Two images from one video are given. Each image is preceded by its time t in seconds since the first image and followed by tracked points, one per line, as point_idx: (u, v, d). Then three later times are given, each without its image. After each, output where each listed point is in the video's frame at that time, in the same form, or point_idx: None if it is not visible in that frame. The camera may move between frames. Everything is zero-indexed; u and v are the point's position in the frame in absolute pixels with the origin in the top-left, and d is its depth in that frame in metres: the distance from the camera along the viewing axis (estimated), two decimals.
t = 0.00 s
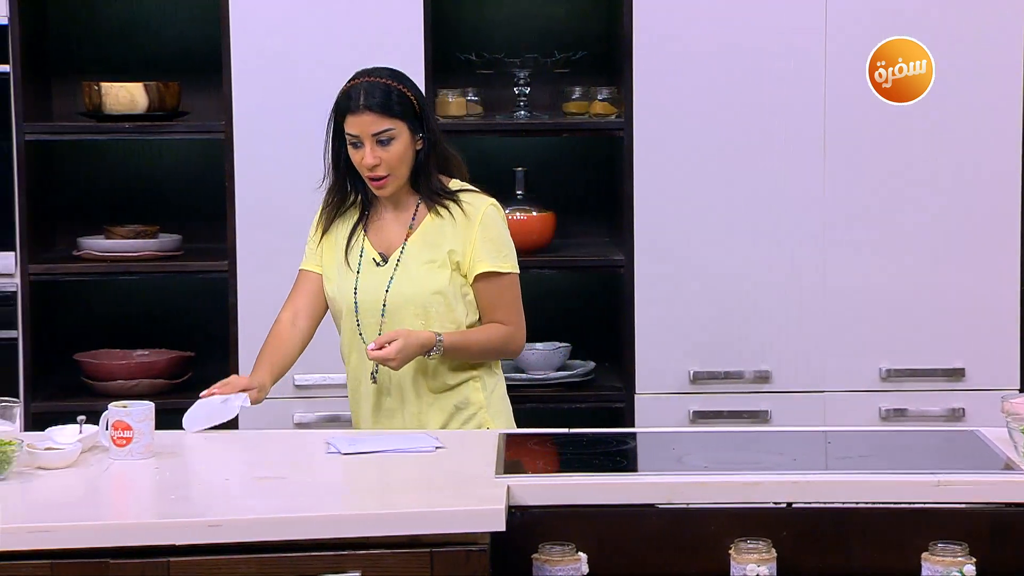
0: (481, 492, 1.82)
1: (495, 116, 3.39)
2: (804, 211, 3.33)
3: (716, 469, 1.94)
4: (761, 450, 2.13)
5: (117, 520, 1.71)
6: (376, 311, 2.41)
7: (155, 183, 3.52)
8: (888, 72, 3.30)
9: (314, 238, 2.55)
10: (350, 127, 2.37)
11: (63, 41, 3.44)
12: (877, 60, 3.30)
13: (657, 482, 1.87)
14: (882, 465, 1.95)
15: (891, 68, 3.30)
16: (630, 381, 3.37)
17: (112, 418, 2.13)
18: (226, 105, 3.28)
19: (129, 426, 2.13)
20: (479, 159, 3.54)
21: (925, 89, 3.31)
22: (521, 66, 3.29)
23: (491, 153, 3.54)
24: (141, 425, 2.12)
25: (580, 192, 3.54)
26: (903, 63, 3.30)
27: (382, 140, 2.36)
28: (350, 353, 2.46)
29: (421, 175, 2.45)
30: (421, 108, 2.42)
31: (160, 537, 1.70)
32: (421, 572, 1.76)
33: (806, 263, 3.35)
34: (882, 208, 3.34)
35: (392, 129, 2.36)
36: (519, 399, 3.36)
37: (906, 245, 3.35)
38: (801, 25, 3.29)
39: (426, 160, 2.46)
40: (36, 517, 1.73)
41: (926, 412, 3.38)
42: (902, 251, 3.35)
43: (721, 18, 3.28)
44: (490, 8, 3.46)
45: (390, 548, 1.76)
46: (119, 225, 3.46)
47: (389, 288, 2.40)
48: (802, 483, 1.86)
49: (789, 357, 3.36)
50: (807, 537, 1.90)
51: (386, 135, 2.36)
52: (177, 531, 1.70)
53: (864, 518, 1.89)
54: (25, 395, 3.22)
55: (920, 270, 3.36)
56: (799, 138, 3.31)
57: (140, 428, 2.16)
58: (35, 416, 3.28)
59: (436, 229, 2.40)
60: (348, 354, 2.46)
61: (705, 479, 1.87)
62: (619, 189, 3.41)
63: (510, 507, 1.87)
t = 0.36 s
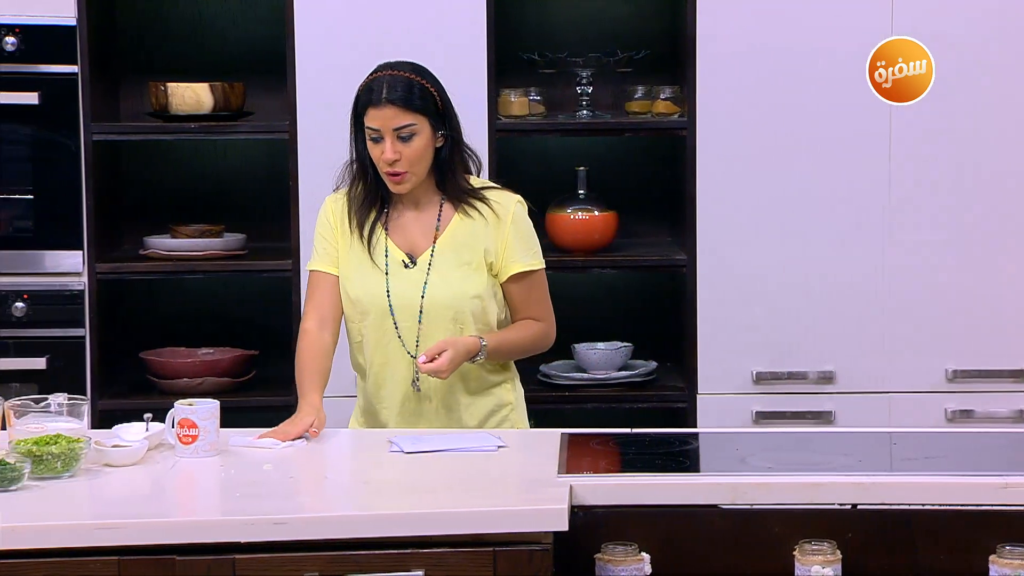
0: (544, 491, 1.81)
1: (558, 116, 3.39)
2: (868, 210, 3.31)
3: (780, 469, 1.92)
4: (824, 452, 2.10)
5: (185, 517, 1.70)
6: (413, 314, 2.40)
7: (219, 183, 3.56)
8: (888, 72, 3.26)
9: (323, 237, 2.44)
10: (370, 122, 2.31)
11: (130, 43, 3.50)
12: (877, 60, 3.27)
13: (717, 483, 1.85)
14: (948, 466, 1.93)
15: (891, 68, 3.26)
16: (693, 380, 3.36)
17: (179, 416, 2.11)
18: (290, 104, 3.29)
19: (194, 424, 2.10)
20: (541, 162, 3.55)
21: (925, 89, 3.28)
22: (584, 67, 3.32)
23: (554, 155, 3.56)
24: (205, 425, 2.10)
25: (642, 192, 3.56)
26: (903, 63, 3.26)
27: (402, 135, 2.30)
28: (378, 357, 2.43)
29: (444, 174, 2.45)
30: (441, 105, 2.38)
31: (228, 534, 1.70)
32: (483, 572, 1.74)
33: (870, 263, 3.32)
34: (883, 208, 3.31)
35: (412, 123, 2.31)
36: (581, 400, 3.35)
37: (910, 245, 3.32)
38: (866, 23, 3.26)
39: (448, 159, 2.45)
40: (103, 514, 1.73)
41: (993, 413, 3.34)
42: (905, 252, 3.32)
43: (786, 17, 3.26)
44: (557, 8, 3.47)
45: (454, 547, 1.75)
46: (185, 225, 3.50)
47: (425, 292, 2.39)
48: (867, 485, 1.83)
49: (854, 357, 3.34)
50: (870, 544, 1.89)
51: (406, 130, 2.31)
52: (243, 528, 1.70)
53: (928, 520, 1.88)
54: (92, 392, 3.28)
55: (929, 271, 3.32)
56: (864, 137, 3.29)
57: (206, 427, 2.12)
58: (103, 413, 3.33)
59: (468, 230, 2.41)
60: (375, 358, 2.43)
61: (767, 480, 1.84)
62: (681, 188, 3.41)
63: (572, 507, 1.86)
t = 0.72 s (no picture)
0: (600, 490, 1.80)
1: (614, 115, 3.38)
2: (928, 210, 3.29)
3: (839, 470, 1.89)
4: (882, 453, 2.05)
5: (246, 516, 1.70)
6: (451, 319, 2.37)
7: (277, 183, 3.61)
8: (888, 72, 3.25)
9: (339, 251, 2.29)
10: (376, 129, 2.25)
11: (189, 45, 3.55)
12: (877, 60, 3.25)
13: (776, 484, 1.83)
14: (1014, 468, 1.90)
15: (891, 68, 3.25)
16: (749, 380, 3.35)
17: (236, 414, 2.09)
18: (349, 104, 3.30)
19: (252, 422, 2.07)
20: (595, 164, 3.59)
21: (925, 89, 3.26)
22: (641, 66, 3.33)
23: (611, 156, 3.59)
24: (264, 423, 2.06)
25: (698, 192, 3.59)
26: (903, 63, 3.25)
27: (412, 141, 2.25)
28: (409, 367, 2.37)
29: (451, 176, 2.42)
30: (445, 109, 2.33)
31: (285, 533, 1.70)
32: (541, 572, 1.73)
33: (929, 262, 3.30)
34: (881, 209, 3.29)
35: (422, 129, 2.26)
36: (638, 399, 3.34)
37: (913, 245, 3.30)
38: (927, 21, 3.24)
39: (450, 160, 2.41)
40: (162, 511, 1.73)
41: None
42: (907, 251, 3.30)
43: (846, 15, 3.24)
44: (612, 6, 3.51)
45: (512, 546, 1.74)
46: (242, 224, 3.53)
47: (459, 294, 2.37)
48: (928, 486, 1.81)
49: (913, 357, 3.33)
50: (927, 544, 1.88)
51: (415, 135, 2.25)
52: (300, 526, 1.70)
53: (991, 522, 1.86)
54: (152, 390, 3.31)
55: (934, 271, 3.30)
56: (924, 136, 3.27)
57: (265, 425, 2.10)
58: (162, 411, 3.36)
59: (487, 228, 2.41)
60: (407, 368, 2.37)
61: (827, 480, 1.83)
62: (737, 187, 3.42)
63: (629, 507, 1.85)
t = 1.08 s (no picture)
0: (649, 490, 1.77)
1: (662, 116, 3.37)
2: (980, 209, 3.26)
3: (889, 472, 1.83)
4: (936, 454, 1.96)
5: (295, 514, 1.67)
6: (464, 318, 2.28)
7: (326, 182, 3.73)
8: (888, 72, 3.23)
9: (366, 244, 2.22)
10: (410, 123, 2.19)
11: (240, 46, 3.67)
12: (877, 60, 3.23)
13: (827, 484, 1.79)
14: None
15: (891, 68, 3.23)
16: (798, 380, 3.33)
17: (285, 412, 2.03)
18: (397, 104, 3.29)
19: (303, 422, 2.02)
20: (644, 163, 3.69)
21: (925, 89, 3.24)
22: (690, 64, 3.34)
23: (660, 155, 3.69)
24: (313, 423, 2.02)
25: (745, 192, 3.68)
26: (903, 63, 3.23)
27: (446, 135, 2.19)
28: (434, 364, 2.30)
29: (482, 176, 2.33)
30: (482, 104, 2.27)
31: (334, 531, 1.67)
32: (589, 573, 1.70)
33: (980, 263, 3.27)
34: (881, 209, 3.28)
35: (456, 123, 2.19)
36: (686, 399, 3.33)
37: (912, 245, 3.28)
38: (980, 19, 3.22)
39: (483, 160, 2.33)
40: (211, 509, 1.70)
41: None
42: (907, 251, 3.28)
43: (898, 14, 3.22)
44: (664, 7, 3.60)
45: (562, 546, 1.71)
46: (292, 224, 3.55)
47: (476, 294, 2.28)
48: (980, 488, 1.76)
49: (964, 357, 3.30)
50: (983, 547, 1.83)
51: (450, 130, 2.19)
52: (348, 525, 1.67)
53: None
54: (201, 390, 3.34)
55: (934, 271, 3.29)
56: (976, 136, 3.25)
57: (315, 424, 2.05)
58: (212, 410, 3.39)
59: (517, 225, 2.33)
60: (431, 365, 2.30)
61: (876, 482, 1.78)
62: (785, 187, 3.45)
63: (678, 507, 1.81)
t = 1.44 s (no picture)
0: (662, 491, 1.75)
1: (678, 116, 3.37)
2: (998, 208, 3.26)
3: (907, 473, 1.81)
4: (948, 454, 1.95)
5: (310, 513, 1.67)
6: (493, 303, 2.28)
7: (342, 181, 3.74)
8: (888, 72, 3.23)
9: (389, 238, 2.26)
10: (444, 105, 2.24)
11: (256, 47, 3.69)
12: (877, 60, 3.23)
13: (843, 484, 1.77)
14: None
15: (891, 68, 3.23)
16: (814, 381, 3.33)
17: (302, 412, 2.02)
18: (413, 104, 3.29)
19: (319, 421, 2.01)
20: (661, 163, 3.70)
21: (925, 89, 3.23)
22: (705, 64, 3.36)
23: (677, 155, 3.69)
24: (328, 422, 2.00)
25: (763, 192, 3.69)
26: (903, 63, 3.23)
27: (479, 116, 2.23)
28: (462, 355, 2.30)
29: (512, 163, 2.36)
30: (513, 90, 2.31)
31: (347, 531, 1.66)
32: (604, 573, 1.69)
33: (993, 263, 3.27)
34: (881, 209, 3.27)
35: (489, 105, 2.24)
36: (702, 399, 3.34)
37: (913, 245, 3.28)
38: (999, 18, 3.21)
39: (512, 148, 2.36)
40: (227, 508, 1.69)
41: None
42: (907, 251, 3.28)
43: (916, 13, 3.22)
44: (681, 6, 3.64)
45: (577, 547, 1.70)
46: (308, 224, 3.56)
47: (504, 278, 2.28)
48: (998, 489, 1.75)
49: (982, 358, 3.29)
50: (1000, 547, 1.82)
51: (483, 111, 2.24)
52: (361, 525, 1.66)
53: None
54: (218, 390, 3.34)
55: (934, 271, 3.28)
56: (987, 135, 3.24)
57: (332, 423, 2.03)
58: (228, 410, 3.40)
59: (542, 214, 2.33)
60: (459, 356, 2.30)
61: (892, 483, 1.76)
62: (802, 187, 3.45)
63: (695, 507, 1.79)
